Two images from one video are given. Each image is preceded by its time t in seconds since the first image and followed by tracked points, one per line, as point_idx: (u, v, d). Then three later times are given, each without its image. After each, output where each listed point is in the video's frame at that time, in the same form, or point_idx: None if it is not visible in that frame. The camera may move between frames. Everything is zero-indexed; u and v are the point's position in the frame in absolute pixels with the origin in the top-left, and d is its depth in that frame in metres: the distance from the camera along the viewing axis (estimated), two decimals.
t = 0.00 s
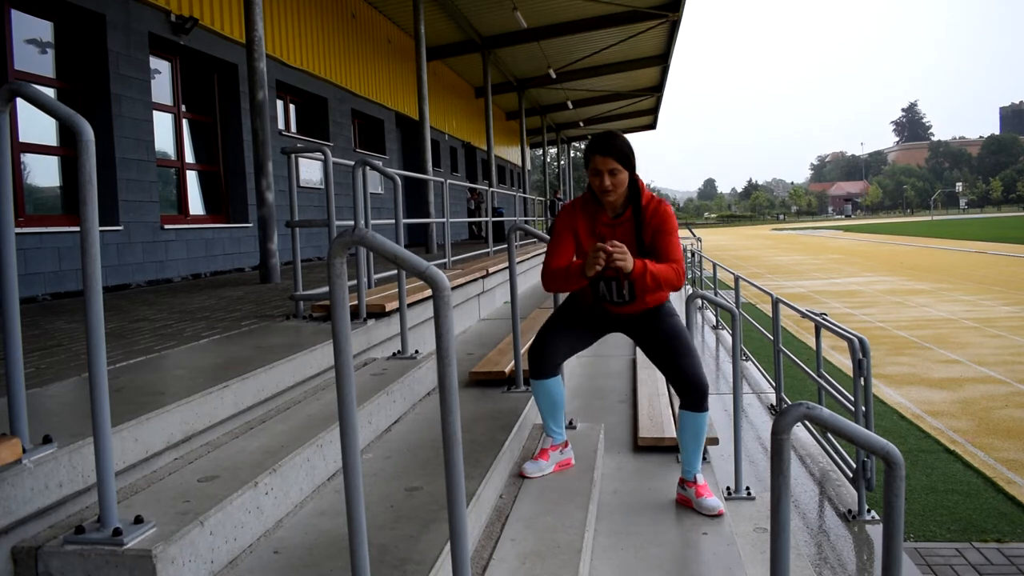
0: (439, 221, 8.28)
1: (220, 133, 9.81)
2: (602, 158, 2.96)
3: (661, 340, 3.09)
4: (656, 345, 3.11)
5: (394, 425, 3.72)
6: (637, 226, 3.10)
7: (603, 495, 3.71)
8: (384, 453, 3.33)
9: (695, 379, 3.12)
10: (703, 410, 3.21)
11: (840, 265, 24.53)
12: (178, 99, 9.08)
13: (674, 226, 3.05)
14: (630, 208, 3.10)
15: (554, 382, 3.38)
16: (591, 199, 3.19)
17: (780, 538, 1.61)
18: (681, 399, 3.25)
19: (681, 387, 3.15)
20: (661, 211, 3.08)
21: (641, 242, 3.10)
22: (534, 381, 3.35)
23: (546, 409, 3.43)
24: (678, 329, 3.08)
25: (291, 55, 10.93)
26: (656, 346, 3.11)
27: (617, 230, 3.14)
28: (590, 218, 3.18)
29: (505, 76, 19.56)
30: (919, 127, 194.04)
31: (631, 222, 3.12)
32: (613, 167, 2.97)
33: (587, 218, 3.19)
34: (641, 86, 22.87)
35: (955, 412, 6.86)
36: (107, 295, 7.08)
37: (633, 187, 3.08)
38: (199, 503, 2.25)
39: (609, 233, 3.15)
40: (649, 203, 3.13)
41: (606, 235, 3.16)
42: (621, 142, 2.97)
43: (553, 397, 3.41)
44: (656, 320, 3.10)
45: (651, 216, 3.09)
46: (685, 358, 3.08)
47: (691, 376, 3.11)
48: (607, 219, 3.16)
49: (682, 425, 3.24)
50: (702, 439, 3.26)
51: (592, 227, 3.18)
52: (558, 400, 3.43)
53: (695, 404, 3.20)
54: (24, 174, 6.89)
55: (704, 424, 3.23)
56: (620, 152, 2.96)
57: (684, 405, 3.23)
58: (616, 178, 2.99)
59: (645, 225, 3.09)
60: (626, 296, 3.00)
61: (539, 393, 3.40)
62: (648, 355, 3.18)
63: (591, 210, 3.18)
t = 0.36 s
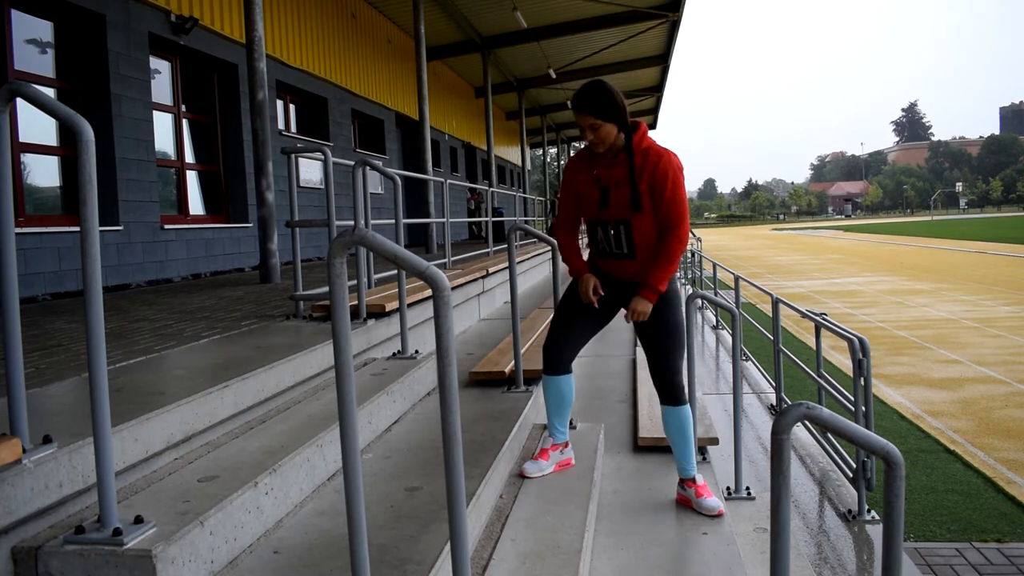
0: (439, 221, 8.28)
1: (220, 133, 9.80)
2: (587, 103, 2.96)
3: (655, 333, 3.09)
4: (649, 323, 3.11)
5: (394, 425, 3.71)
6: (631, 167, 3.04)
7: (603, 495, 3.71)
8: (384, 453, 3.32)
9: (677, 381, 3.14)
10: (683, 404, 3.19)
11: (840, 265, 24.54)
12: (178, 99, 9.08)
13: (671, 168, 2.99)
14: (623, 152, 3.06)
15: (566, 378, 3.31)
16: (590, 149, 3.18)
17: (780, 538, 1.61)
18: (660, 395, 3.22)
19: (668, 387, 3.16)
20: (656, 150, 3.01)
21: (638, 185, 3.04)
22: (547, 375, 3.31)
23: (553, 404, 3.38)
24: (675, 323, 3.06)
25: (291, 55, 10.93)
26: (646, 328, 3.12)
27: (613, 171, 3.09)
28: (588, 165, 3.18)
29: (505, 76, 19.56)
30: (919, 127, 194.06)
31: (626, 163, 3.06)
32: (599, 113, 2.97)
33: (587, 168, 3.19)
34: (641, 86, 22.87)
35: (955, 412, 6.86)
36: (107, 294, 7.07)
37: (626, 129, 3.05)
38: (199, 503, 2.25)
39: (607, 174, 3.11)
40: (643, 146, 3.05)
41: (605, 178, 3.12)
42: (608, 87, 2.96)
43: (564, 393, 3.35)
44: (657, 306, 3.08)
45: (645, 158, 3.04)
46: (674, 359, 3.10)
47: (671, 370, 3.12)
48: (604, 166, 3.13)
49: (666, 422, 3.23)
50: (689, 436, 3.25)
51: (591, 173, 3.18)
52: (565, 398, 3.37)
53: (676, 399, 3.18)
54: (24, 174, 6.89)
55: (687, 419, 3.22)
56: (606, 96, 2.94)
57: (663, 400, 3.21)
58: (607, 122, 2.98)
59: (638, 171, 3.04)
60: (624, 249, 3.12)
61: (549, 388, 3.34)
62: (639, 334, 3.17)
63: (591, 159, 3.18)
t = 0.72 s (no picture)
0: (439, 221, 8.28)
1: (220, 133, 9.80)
2: (568, 96, 2.97)
3: (638, 326, 3.10)
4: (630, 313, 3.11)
5: (395, 425, 3.71)
6: (611, 159, 3.07)
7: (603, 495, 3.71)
8: (384, 453, 3.32)
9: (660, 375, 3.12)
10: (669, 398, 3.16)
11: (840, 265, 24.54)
12: (178, 99, 9.08)
13: (653, 161, 3.04)
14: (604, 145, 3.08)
15: (558, 382, 3.32)
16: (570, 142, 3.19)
17: (780, 538, 1.61)
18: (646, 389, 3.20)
19: (652, 381, 3.14)
20: (637, 143, 3.05)
21: (619, 176, 3.07)
22: (540, 380, 3.30)
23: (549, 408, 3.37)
24: (657, 318, 3.08)
25: (291, 55, 10.93)
26: (629, 319, 3.12)
27: (594, 164, 3.11)
28: (567, 157, 3.20)
29: (505, 76, 19.56)
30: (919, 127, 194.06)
31: (607, 155, 3.08)
32: (581, 105, 2.98)
33: (567, 161, 3.20)
34: (642, 86, 22.87)
35: (955, 412, 6.86)
36: (107, 294, 7.07)
37: (608, 121, 3.07)
38: (199, 503, 2.25)
39: (587, 167, 3.13)
40: (625, 140, 3.08)
41: (584, 170, 3.13)
42: (590, 81, 2.99)
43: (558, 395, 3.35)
44: (638, 301, 3.09)
45: (626, 151, 3.07)
46: (657, 353, 3.08)
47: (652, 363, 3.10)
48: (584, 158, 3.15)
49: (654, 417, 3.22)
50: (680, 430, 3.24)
51: (571, 166, 3.19)
52: (561, 399, 3.37)
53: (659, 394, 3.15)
54: (24, 174, 6.90)
55: (676, 415, 3.21)
56: (588, 89, 2.96)
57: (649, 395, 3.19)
58: (590, 116, 3.01)
59: (619, 164, 3.07)
60: (605, 239, 3.10)
61: (542, 393, 3.34)
62: (621, 328, 3.17)
63: (571, 152, 3.19)
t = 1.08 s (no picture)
0: (439, 221, 8.28)
1: (220, 133, 9.80)
2: (593, 103, 2.92)
3: (634, 333, 3.15)
4: (628, 318, 3.16)
5: (394, 425, 3.71)
6: (629, 167, 3.03)
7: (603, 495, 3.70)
8: (384, 453, 3.32)
9: (647, 381, 3.20)
10: (650, 404, 3.26)
11: (840, 265, 24.54)
12: (178, 99, 9.08)
13: (670, 171, 3.04)
14: (623, 151, 3.04)
15: (555, 371, 3.35)
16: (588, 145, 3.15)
17: (780, 538, 1.60)
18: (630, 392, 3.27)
19: (638, 386, 3.23)
20: (655, 152, 3.03)
21: (636, 185, 3.04)
22: (537, 369, 3.31)
23: (545, 398, 3.39)
24: (652, 325, 3.12)
25: (291, 55, 10.93)
26: (626, 322, 3.17)
27: (612, 171, 3.07)
28: (584, 161, 3.15)
29: (505, 76, 19.56)
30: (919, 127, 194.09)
31: (624, 163, 3.05)
32: (602, 113, 2.93)
33: (584, 164, 3.15)
34: (642, 86, 22.87)
35: (955, 412, 6.86)
36: (107, 295, 7.07)
37: (628, 129, 3.02)
38: (199, 503, 2.25)
39: (604, 172, 3.09)
40: (645, 149, 3.05)
41: (601, 175, 3.09)
42: (611, 90, 2.94)
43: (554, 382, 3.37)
44: (638, 306, 3.13)
45: (644, 160, 3.04)
46: (648, 360, 3.14)
47: (642, 371, 3.18)
48: (601, 162, 3.10)
49: (632, 419, 3.31)
50: (653, 433, 3.31)
51: (588, 170, 3.14)
52: (557, 390, 3.40)
53: (642, 399, 3.25)
54: (24, 174, 6.90)
55: (653, 419, 3.28)
56: (609, 98, 2.91)
57: (632, 398, 3.28)
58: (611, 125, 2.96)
59: (637, 173, 3.04)
60: (616, 247, 3.10)
61: (539, 382, 3.35)
62: (618, 326, 3.22)
63: (587, 154, 3.15)
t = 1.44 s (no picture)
0: (439, 221, 8.28)
1: (220, 133, 9.80)
2: (596, 104, 2.93)
3: (637, 330, 3.14)
4: (632, 315, 3.14)
5: (394, 425, 3.71)
6: (630, 167, 3.03)
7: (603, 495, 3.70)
8: (384, 453, 3.32)
9: (648, 380, 3.21)
10: (649, 402, 3.27)
11: (840, 265, 24.54)
12: (178, 99, 9.08)
13: (671, 172, 3.02)
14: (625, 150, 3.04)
15: (512, 336, 3.34)
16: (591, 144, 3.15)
17: (780, 538, 1.60)
18: (630, 391, 3.27)
19: (638, 384, 3.23)
20: (656, 153, 3.02)
21: (637, 185, 3.04)
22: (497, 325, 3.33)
23: (496, 362, 3.40)
24: (657, 322, 3.12)
25: (291, 55, 10.93)
26: (629, 318, 3.16)
27: (613, 171, 3.07)
28: (587, 160, 3.16)
29: (505, 76, 19.56)
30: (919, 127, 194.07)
31: (626, 162, 3.05)
32: (606, 114, 2.93)
33: (586, 163, 3.16)
34: (642, 86, 22.86)
35: (955, 412, 6.86)
36: (107, 295, 7.07)
37: (631, 129, 3.02)
38: (199, 503, 2.25)
39: (606, 172, 3.09)
40: (647, 150, 3.04)
41: (602, 175, 3.10)
42: (615, 90, 2.94)
43: (510, 352, 3.37)
44: (641, 305, 3.12)
45: (645, 160, 3.03)
46: (648, 359, 3.15)
47: (644, 369, 3.18)
48: (603, 162, 3.11)
49: (631, 418, 3.30)
50: (652, 432, 3.31)
51: (590, 169, 3.14)
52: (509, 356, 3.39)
53: (641, 397, 3.25)
54: (24, 174, 6.89)
55: (653, 418, 3.28)
56: (613, 98, 2.91)
57: (631, 396, 3.28)
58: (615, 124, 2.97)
59: (638, 173, 3.04)
60: (616, 246, 3.10)
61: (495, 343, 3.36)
62: (619, 323, 3.21)
63: (590, 154, 3.15)
